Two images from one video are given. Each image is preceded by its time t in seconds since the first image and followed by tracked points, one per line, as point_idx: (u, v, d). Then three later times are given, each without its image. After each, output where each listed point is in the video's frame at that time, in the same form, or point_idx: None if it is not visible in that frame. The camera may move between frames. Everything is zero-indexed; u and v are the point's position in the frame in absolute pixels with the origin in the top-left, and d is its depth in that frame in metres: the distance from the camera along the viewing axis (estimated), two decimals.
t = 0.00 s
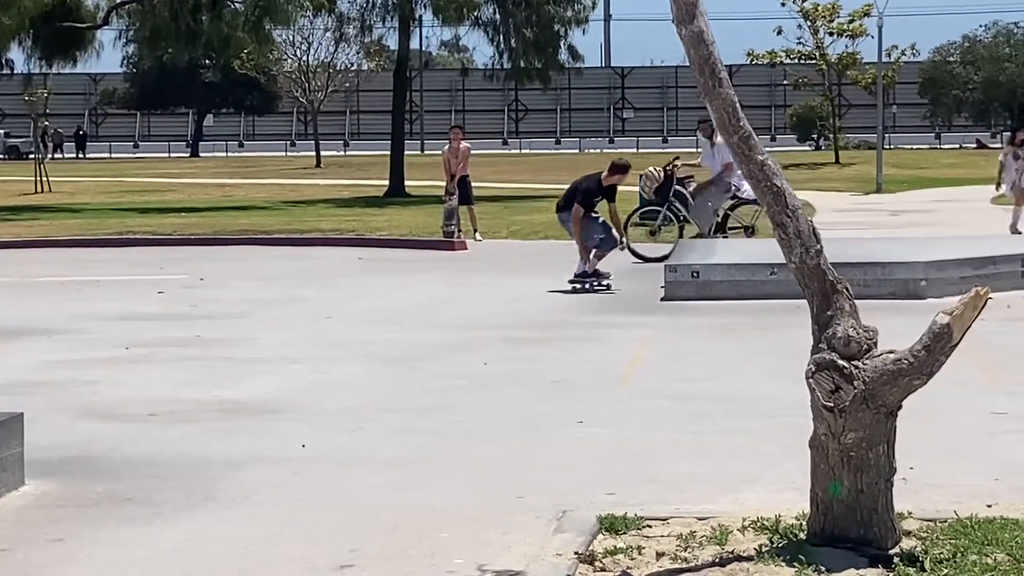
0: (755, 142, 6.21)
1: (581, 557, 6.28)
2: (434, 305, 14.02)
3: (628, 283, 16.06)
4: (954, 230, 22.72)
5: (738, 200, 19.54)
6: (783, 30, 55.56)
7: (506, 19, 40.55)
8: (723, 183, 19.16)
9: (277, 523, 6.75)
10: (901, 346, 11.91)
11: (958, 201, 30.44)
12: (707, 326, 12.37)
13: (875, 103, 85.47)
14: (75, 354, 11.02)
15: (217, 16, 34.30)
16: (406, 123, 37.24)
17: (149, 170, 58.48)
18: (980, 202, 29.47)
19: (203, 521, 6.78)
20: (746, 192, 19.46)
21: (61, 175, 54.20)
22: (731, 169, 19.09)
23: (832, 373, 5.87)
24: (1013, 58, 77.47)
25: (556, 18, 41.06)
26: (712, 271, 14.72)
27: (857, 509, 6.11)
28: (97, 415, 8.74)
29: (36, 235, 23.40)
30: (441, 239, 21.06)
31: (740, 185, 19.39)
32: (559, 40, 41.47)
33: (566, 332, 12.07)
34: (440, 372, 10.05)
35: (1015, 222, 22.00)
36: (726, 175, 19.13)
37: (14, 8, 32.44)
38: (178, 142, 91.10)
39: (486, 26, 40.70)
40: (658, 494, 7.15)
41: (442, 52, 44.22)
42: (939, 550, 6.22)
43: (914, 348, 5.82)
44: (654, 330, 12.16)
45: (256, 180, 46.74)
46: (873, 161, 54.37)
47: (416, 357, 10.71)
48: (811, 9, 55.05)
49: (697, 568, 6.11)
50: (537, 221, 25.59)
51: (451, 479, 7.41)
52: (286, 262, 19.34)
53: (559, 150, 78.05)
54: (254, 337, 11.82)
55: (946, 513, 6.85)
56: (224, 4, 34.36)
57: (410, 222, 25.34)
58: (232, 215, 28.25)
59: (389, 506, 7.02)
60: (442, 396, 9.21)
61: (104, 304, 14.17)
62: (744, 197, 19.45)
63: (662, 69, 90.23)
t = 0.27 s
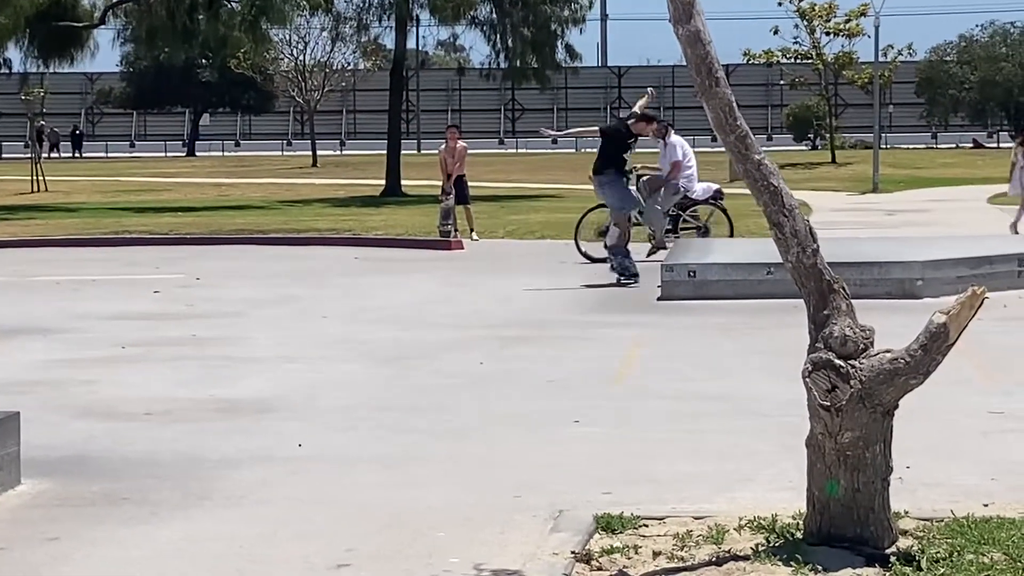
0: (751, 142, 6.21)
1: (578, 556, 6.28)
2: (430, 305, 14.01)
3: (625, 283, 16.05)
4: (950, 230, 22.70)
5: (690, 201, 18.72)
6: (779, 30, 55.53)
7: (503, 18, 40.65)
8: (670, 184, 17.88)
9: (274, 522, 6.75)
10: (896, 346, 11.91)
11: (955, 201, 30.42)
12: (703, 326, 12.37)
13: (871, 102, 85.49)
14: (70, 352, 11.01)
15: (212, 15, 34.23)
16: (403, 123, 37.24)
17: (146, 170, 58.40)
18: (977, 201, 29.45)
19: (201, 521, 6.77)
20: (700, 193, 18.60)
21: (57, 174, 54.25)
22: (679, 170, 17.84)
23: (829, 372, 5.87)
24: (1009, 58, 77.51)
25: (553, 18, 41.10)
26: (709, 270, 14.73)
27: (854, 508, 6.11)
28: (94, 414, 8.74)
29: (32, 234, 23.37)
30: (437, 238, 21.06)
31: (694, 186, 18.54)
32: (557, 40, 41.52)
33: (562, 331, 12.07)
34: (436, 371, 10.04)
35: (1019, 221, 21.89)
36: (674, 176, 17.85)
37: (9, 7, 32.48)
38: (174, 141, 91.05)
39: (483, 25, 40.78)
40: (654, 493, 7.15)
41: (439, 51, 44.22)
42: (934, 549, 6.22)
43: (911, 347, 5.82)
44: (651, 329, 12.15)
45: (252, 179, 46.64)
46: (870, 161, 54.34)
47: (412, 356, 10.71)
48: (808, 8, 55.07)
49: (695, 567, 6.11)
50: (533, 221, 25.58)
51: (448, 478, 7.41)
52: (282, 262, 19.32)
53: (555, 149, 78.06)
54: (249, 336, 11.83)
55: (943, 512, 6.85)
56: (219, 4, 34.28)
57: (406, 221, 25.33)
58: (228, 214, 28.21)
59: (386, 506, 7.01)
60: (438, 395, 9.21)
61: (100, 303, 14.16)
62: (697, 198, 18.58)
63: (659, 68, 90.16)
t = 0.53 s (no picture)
0: (749, 141, 6.20)
1: (577, 556, 6.27)
2: (429, 304, 14.01)
3: (623, 283, 16.05)
4: (948, 229, 22.70)
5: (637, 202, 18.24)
6: (777, 30, 55.58)
7: (500, 18, 40.61)
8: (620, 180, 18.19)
9: (274, 522, 6.74)
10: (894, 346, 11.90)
11: (952, 200, 30.42)
12: (702, 325, 12.37)
13: (868, 102, 85.52)
14: (67, 352, 11.01)
15: (210, 14, 34.28)
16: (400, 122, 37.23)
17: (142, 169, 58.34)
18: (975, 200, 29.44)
19: (199, 521, 6.76)
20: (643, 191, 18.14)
21: (55, 173, 54.29)
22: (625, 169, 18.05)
23: (826, 372, 5.86)
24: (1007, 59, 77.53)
25: (550, 16, 41.10)
26: (706, 270, 14.74)
27: (852, 508, 6.11)
28: (93, 413, 8.74)
29: (30, 233, 23.36)
30: (435, 238, 21.07)
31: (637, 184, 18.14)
32: (554, 39, 41.52)
33: (561, 331, 12.06)
34: (434, 371, 10.04)
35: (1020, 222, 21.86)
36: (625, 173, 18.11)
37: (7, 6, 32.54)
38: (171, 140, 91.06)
39: (481, 24, 40.67)
40: (652, 494, 7.15)
41: (436, 51, 44.28)
42: (932, 549, 6.21)
43: (908, 348, 5.82)
44: (649, 329, 12.16)
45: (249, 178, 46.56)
46: (867, 161, 54.36)
47: (410, 356, 10.71)
48: (805, 8, 55.10)
49: (694, 567, 6.10)
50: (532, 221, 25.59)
51: (446, 477, 7.40)
52: (280, 261, 19.32)
53: (553, 149, 78.08)
54: (247, 336, 11.82)
55: (941, 512, 6.85)
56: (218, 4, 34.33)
57: (404, 220, 25.33)
58: (226, 213, 28.21)
59: (384, 506, 7.00)
60: (437, 394, 9.20)
61: (98, 303, 14.16)
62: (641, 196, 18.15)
63: (656, 68, 90.16)
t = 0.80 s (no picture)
0: (749, 140, 6.18)
1: (573, 555, 6.26)
2: (425, 303, 14.01)
3: (621, 282, 16.05)
4: (946, 230, 22.70)
5: (584, 204, 18.54)
6: (775, 30, 55.61)
7: (500, 17, 40.59)
8: (569, 184, 18.45)
9: (270, 522, 6.73)
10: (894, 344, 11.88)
11: (952, 201, 30.40)
12: (702, 325, 12.36)
13: (866, 103, 85.56)
14: (65, 351, 11.02)
15: (209, 13, 34.27)
16: (398, 121, 37.20)
17: (141, 168, 58.26)
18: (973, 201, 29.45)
19: (196, 519, 6.75)
20: (590, 195, 18.41)
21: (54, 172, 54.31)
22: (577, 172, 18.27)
23: (825, 371, 5.85)
24: (1005, 59, 77.58)
25: (550, 15, 41.10)
26: (705, 269, 14.74)
27: (852, 507, 6.10)
28: (91, 412, 8.74)
29: (29, 232, 23.37)
30: (435, 236, 21.05)
31: (585, 188, 18.42)
32: (553, 38, 41.53)
33: (559, 330, 12.05)
34: (432, 371, 10.02)
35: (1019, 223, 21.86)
36: (575, 177, 18.35)
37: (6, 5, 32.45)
38: (170, 140, 91.05)
39: (480, 24, 40.65)
40: (652, 494, 7.13)
41: (436, 49, 44.30)
42: (931, 550, 6.20)
43: (908, 348, 5.80)
44: (648, 328, 12.15)
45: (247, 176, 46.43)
46: (867, 160, 54.34)
47: (407, 355, 10.70)
48: (804, 8, 55.15)
49: (690, 567, 6.11)
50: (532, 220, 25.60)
51: (447, 477, 7.37)
52: (278, 260, 19.32)
53: (552, 148, 78.11)
54: (243, 334, 11.81)
55: (940, 512, 6.83)
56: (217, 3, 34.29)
57: (404, 218, 25.33)
58: (223, 213, 28.19)
59: (382, 506, 6.99)
60: (435, 394, 9.20)
61: (96, 302, 14.16)
62: (587, 200, 18.43)
63: (655, 68, 90.14)
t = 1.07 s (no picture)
0: (749, 141, 6.18)
1: (573, 556, 6.27)
2: (426, 303, 14.01)
3: (622, 282, 16.05)
4: (946, 230, 22.71)
5: (535, 205, 18.55)
6: (776, 30, 55.55)
7: (500, 17, 40.52)
8: (520, 184, 18.45)
9: (270, 521, 6.72)
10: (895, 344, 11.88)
11: (952, 201, 30.38)
12: (702, 325, 12.37)
13: (867, 102, 85.55)
14: (65, 350, 11.01)
15: (210, 13, 34.28)
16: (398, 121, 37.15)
17: (141, 167, 58.22)
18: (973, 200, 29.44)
19: (197, 519, 6.75)
20: (540, 196, 18.41)
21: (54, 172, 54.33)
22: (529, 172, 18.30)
23: (824, 371, 5.85)
24: (1005, 59, 77.55)
25: (550, 15, 41.04)
26: (705, 270, 14.74)
27: (852, 507, 6.10)
28: (91, 412, 8.73)
29: (29, 231, 23.34)
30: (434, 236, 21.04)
31: (535, 188, 18.44)
32: (554, 38, 41.47)
33: (560, 330, 12.05)
34: (432, 371, 10.01)
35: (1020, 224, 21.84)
36: (527, 177, 18.37)
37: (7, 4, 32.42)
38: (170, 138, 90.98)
39: (480, 24, 40.58)
40: (653, 494, 7.14)
41: (436, 51, 44.31)
42: (931, 550, 6.20)
43: (907, 347, 5.80)
44: (648, 328, 12.16)
45: (248, 177, 46.34)
46: (867, 160, 54.30)
47: (407, 355, 10.69)
48: (804, 8, 55.12)
49: (689, 567, 6.10)
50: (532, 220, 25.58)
51: (447, 477, 7.38)
52: (278, 259, 19.30)
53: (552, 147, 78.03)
54: (243, 334, 11.79)
55: (940, 512, 6.84)
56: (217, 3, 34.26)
57: (405, 218, 25.33)
58: (224, 212, 28.17)
59: (382, 506, 6.99)
60: (436, 394, 9.20)
61: (96, 301, 14.15)
62: (537, 201, 18.44)
63: (655, 67, 90.07)
